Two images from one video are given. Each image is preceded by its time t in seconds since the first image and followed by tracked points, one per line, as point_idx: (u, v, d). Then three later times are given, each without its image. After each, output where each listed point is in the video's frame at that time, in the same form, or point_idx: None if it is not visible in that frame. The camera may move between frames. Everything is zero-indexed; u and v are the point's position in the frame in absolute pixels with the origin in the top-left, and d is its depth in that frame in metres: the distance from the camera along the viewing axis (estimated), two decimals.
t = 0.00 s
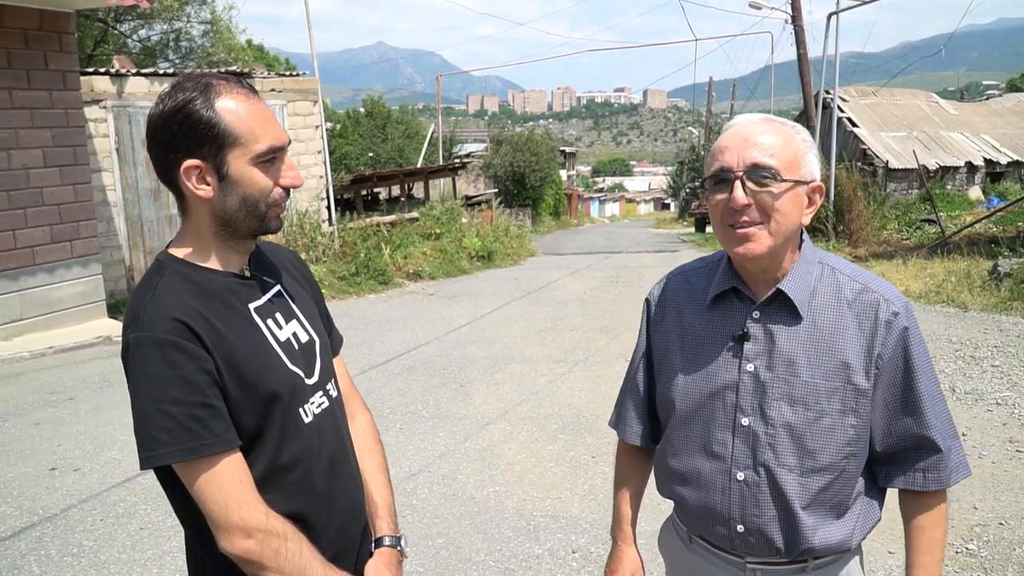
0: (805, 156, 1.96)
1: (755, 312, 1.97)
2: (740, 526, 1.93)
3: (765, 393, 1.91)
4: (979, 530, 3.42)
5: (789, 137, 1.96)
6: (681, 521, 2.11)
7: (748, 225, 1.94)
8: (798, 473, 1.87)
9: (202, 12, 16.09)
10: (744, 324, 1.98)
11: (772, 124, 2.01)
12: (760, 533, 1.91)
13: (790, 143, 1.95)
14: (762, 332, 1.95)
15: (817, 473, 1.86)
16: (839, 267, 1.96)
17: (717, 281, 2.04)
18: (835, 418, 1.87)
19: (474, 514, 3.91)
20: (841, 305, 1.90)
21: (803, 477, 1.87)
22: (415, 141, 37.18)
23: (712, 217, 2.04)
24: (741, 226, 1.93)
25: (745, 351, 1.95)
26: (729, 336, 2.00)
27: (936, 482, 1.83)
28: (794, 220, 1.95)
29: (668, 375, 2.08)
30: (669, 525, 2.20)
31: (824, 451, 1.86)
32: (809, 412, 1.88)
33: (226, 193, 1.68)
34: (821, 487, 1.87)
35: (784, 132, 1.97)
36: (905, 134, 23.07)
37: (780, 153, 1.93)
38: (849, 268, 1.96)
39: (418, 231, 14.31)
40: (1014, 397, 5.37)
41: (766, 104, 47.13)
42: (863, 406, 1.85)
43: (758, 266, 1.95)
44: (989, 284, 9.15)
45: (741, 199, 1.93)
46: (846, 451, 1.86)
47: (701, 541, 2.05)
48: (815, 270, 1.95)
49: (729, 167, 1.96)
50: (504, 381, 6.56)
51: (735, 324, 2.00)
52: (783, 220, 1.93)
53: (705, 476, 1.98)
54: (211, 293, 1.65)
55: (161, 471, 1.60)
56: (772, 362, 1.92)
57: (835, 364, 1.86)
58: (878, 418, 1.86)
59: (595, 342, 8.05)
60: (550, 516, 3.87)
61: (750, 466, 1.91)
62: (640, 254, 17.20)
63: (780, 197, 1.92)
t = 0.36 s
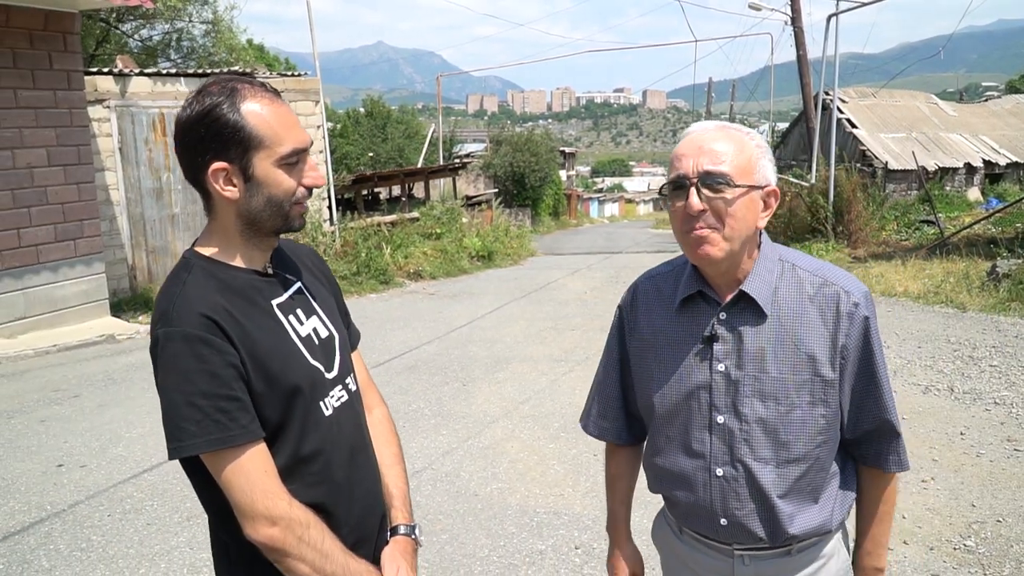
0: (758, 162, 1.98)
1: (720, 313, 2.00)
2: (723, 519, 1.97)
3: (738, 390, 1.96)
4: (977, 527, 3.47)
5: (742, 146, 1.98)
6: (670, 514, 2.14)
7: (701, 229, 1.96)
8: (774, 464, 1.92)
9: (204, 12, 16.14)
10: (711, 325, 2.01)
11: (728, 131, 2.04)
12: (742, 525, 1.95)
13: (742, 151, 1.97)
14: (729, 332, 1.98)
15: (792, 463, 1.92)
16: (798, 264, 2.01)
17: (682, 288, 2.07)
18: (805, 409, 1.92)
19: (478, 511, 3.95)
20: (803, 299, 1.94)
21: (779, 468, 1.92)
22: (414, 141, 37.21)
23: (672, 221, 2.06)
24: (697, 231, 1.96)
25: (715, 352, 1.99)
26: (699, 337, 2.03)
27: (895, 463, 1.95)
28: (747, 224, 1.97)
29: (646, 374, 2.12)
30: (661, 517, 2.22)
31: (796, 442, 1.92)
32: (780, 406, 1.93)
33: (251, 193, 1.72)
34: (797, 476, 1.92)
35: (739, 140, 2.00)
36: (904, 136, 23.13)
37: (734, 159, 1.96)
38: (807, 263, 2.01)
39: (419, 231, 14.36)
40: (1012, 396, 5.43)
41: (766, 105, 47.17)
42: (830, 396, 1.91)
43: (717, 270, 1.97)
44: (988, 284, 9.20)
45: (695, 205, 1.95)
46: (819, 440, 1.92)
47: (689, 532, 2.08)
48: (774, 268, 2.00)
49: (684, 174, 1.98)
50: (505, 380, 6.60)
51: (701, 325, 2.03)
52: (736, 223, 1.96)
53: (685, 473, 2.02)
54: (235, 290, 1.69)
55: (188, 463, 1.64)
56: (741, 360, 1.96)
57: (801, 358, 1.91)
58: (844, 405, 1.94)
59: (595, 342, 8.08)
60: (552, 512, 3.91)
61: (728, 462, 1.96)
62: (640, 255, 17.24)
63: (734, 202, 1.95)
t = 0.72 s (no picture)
0: (760, 165, 2.04)
1: (730, 307, 2.07)
2: (737, 503, 2.05)
3: (746, 380, 2.02)
4: (976, 520, 3.54)
5: (744, 151, 2.04)
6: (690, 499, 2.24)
7: (704, 233, 2.04)
8: (782, 451, 1.98)
9: (207, 14, 16.23)
10: (720, 320, 2.09)
11: (732, 136, 2.10)
12: (754, 508, 2.02)
13: (743, 156, 2.03)
14: (738, 327, 2.05)
15: (799, 450, 1.97)
16: (804, 259, 2.06)
17: (696, 283, 2.16)
18: (809, 399, 1.96)
19: (487, 505, 4.03)
20: (807, 294, 1.99)
21: (787, 454, 1.98)
22: (415, 142, 37.30)
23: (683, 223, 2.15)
24: (703, 233, 2.04)
25: (724, 344, 2.07)
26: (710, 330, 2.11)
27: (909, 452, 1.91)
28: (750, 226, 2.03)
29: (665, 365, 2.21)
30: (682, 501, 2.31)
31: (802, 429, 1.96)
32: (785, 395, 1.98)
33: (301, 192, 1.80)
34: (804, 463, 1.97)
35: (742, 145, 2.06)
36: (904, 137, 23.22)
37: (736, 164, 2.02)
38: (814, 260, 2.06)
39: (421, 232, 14.44)
40: (1010, 395, 5.51)
41: (765, 106, 47.25)
42: (834, 386, 1.94)
43: (726, 269, 2.05)
44: (987, 285, 9.29)
45: (700, 208, 2.03)
46: (824, 427, 1.95)
47: (708, 517, 2.17)
48: (781, 263, 2.06)
49: (690, 179, 2.06)
50: (510, 378, 6.68)
51: (711, 319, 2.11)
52: (739, 226, 2.02)
53: (699, 459, 2.11)
54: (285, 282, 1.77)
55: (237, 444, 1.71)
56: (748, 352, 2.02)
57: (805, 349, 1.95)
58: (850, 395, 1.95)
59: (599, 341, 8.16)
60: (560, 506, 3.99)
61: (738, 448, 2.03)
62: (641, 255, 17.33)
63: (736, 205, 2.01)
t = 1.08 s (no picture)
0: (798, 173, 2.06)
1: (776, 301, 2.13)
2: (761, 488, 2.12)
3: (781, 371, 2.08)
4: (971, 515, 3.64)
5: (784, 159, 2.07)
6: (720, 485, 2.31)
7: (742, 236, 2.14)
8: (810, 442, 2.04)
9: (210, 17, 16.33)
10: (765, 312, 2.15)
11: (783, 143, 2.12)
12: (777, 494, 2.09)
13: (782, 164, 2.07)
14: (781, 320, 2.11)
15: (827, 443, 2.02)
16: (854, 264, 2.08)
17: (748, 276, 2.24)
18: (841, 396, 2.01)
19: (495, 501, 4.12)
20: (851, 296, 2.02)
21: (814, 445, 2.03)
22: (415, 144, 37.39)
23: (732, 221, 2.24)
24: (736, 233, 2.14)
25: (765, 336, 2.13)
26: (754, 322, 2.19)
27: (932, 459, 1.94)
28: (783, 234, 2.08)
29: (713, 353, 2.28)
30: (714, 489, 2.38)
31: (832, 424, 2.01)
32: (818, 389, 2.03)
33: (344, 199, 1.89)
34: (830, 456, 2.02)
35: (785, 153, 2.08)
36: (903, 139, 23.33)
37: (774, 171, 2.07)
38: (865, 266, 2.08)
39: (423, 233, 14.54)
40: (1007, 394, 5.59)
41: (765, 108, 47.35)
42: (866, 386, 1.98)
43: (772, 263, 2.12)
44: (985, 286, 9.40)
45: (733, 210, 2.13)
46: (853, 424, 2.00)
47: (736, 502, 2.25)
48: (830, 266, 2.09)
49: (733, 181, 2.16)
50: (514, 378, 6.77)
51: (759, 310, 2.18)
52: (771, 233, 2.08)
53: (732, 443, 2.18)
54: (328, 282, 1.86)
55: (282, 434, 1.80)
56: (787, 345, 2.08)
57: (840, 347, 2.00)
58: (881, 398, 1.98)
59: (601, 342, 8.26)
60: (566, 502, 4.08)
61: (768, 435, 2.10)
62: (641, 256, 17.44)
63: (768, 212, 2.07)
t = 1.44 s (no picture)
0: (833, 186, 2.06)
1: (810, 303, 2.16)
2: (781, 478, 2.19)
3: (806, 370, 2.14)
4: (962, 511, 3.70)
5: (825, 166, 2.08)
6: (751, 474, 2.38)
7: (777, 241, 2.19)
8: (827, 440, 2.09)
9: (208, 18, 16.38)
10: (799, 313, 2.19)
11: (824, 152, 2.11)
12: (793, 485, 2.15)
13: (823, 172, 2.08)
14: (813, 323, 2.15)
15: (842, 443, 2.07)
16: (890, 273, 2.07)
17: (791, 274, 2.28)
18: (861, 399, 2.04)
19: (494, 499, 4.18)
20: (881, 306, 2.03)
21: (830, 443, 2.08)
22: (413, 144, 37.45)
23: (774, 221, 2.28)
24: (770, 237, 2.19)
25: (796, 336, 2.18)
26: (789, 322, 2.23)
27: (949, 471, 1.93)
28: (816, 242, 2.09)
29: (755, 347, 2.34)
30: (747, 480, 2.44)
31: (851, 426, 2.05)
32: (838, 390, 2.07)
33: (358, 205, 1.95)
34: (845, 456, 2.07)
35: (823, 164, 2.09)
36: (899, 139, 23.43)
37: (808, 182, 2.08)
38: (902, 275, 2.07)
39: (421, 234, 14.60)
40: (1000, 393, 5.65)
41: (762, 108, 47.42)
42: (885, 393, 2.01)
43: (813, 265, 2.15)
44: (980, 286, 9.48)
45: (769, 216, 2.17)
46: (869, 428, 2.03)
47: (762, 491, 2.31)
48: (866, 274, 2.09)
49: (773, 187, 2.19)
50: (513, 378, 6.83)
51: (794, 311, 2.22)
52: (803, 239, 2.10)
53: (759, 434, 2.26)
54: (340, 286, 1.91)
55: (296, 432, 1.86)
56: (816, 347, 2.12)
57: (864, 355, 2.03)
58: (902, 405, 2.00)
59: (599, 341, 8.33)
60: (564, 500, 4.15)
61: (789, 429, 2.16)
62: (639, 257, 17.52)
63: (802, 220, 2.09)
